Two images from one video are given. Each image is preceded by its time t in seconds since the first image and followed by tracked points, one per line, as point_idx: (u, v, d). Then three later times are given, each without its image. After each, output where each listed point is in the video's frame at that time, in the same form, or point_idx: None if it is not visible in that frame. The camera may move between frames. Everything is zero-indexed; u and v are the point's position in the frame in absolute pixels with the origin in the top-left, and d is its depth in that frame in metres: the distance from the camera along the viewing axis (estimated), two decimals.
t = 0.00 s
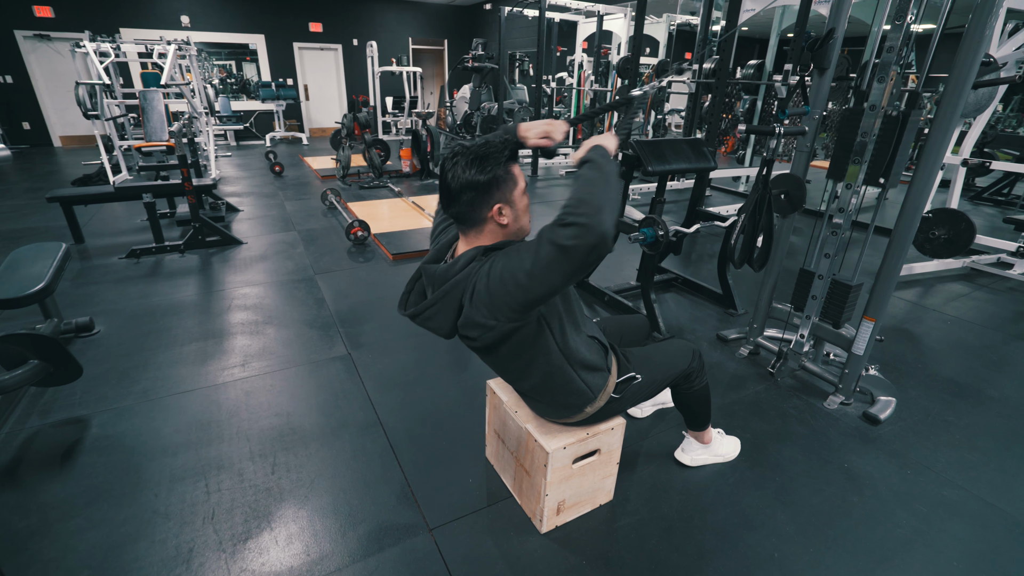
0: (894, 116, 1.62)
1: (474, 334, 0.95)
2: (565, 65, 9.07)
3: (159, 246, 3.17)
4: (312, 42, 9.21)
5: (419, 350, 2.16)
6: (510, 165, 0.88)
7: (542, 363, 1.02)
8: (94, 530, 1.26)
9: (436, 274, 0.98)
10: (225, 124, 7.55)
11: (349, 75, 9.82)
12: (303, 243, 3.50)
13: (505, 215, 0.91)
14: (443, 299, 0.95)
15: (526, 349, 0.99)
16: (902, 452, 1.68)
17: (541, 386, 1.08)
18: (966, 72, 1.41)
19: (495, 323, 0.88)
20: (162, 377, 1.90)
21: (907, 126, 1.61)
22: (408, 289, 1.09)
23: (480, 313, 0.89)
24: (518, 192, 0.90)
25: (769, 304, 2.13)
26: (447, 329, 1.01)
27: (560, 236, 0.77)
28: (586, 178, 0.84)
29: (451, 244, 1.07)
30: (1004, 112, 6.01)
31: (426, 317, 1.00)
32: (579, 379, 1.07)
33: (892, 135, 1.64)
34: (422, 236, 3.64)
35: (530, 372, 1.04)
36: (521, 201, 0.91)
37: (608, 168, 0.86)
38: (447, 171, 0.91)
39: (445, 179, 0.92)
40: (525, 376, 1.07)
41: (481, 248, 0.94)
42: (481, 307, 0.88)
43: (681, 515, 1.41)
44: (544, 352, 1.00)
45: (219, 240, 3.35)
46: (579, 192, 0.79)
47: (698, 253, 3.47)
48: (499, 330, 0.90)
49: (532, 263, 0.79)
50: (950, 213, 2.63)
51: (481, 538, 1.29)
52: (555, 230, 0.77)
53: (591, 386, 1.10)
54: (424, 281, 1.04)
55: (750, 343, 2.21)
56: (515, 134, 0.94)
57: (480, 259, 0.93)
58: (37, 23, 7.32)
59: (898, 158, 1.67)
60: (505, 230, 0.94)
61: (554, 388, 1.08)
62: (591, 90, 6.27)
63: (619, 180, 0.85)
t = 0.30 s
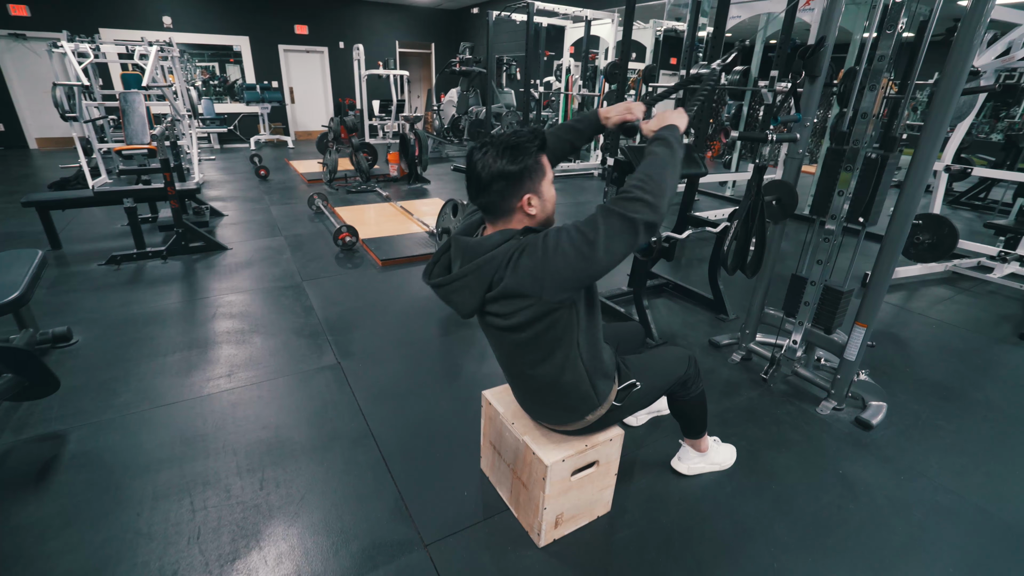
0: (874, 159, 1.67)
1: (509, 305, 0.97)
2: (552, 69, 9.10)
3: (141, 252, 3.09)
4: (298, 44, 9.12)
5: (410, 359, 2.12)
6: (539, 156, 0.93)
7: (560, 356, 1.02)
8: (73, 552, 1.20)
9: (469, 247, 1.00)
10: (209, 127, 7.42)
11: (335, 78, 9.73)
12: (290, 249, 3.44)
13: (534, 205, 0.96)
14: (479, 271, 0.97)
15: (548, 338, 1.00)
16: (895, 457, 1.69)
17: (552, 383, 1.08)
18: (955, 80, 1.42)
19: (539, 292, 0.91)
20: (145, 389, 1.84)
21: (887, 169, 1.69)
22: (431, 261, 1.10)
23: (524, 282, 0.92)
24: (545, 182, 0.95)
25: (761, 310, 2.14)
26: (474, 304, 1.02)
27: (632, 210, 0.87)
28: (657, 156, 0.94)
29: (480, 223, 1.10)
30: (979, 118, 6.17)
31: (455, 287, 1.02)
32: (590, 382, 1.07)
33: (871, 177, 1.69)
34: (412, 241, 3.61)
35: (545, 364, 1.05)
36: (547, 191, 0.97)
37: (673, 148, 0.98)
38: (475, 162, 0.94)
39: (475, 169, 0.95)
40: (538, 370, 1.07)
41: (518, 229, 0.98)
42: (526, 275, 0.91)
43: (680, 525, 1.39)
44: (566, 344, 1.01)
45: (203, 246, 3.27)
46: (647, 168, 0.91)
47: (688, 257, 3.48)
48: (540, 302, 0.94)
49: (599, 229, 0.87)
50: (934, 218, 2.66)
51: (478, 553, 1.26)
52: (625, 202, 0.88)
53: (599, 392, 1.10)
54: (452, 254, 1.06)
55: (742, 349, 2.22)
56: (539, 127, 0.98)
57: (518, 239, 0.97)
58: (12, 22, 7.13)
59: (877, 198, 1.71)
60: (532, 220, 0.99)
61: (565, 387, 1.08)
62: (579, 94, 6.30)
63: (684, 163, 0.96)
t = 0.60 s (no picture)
0: (866, 184, 1.70)
1: (547, 288, 0.95)
2: (543, 74, 9.13)
3: (129, 257, 3.03)
4: (288, 47, 9.06)
5: (407, 366, 2.09)
6: (574, 150, 0.94)
7: (583, 350, 1.01)
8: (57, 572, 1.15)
9: (506, 230, 0.98)
10: (197, 130, 7.33)
11: (326, 81, 9.68)
12: (282, 254, 3.39)
13: (567, 200, 0.97)
14: (517, 254, 0.95)
15: (576, 329, 0.99)
16: (895, 463, 1.70)
17: (569, 380, 1.06)
18: (954, 87, 1.43)
19: (583, 274, 0.90)
20: (134, 399, 1.79)
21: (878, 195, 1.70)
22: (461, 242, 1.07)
23: (569, 262, 0.90)
24: (577, 176, 0.95)
25: (759, 315, 2.15)
26: (510, 287, 1.00)
27: (668, 192, 0.93)
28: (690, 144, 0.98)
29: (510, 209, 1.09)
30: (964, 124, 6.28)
31: (491, 269, 0.99)
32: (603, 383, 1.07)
33: (864, 201, 1.72)
34: (406, 246, 3.58)
35: (567, 357, 1.03)
36: (580, 185, 0.97)
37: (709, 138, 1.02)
38: (509, 156, 0.94)
39: (508, 163, 0.95)
40: (556, 364, 1.05)
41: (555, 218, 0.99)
42: (570, 256, 0.90)
43: (684, 534, 1.38)
44: (591, 337, 1.00)
45: (193, 251, 3.21)
46: (681, 155, 0.96)
47: (682, 262, 3.49)
48: (581, 285, 0.93)
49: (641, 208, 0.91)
50: (926, 223, 2.69)
51: (480, 566, 1.24)
52: (660, 185, 0.92)
53: (610, 394, 1.09)
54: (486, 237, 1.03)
55: (740, 354, 2.22)
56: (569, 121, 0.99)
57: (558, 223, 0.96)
58: None
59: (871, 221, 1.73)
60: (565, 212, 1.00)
61: (580, 385, 1.06)
62: (571, 99, 6.31)
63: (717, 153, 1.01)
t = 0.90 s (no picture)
0: (874, 180, 1.67)
1: (548, 294, 0.93)
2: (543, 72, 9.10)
3: (128, 255, 3.00)
4: (286, 45, 9.01)
5: (409, 366, 2.08)
6: (575, 153, 0.92)
7: (588, 356, 1.00)
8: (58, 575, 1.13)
9: (506, 236, 0.97)
10: (195, 128, 7.29)
11: (324, 79, 9.63)
12: (281, 253, 3.37)
13: (568, 202, 0.95)
14: (516, 260, 0.93)
15: (580, 335, 0.97)
16: (901, 463, 1.69)
17: (575, 384, 1.04)
18: (965, 86, 1.43)
19: (584, 280, 0.88)
20: (134, 399, 1.77)
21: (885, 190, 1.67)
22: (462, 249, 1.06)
23: (570, 267, 0.88)
24: (579, 178, 0.94)
25: (763, 315, 2.14)
26: (510, 295, 0.98)
27: (669, 191, 0.90)
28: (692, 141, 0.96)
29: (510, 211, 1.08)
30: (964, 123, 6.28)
31: (490, 276, 0.98)
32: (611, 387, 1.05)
33: (872, 198, 1.70)
34: (406, 244, 3.56)
35: (572, 363, 1.02)
36: (582, 187, 0.96)
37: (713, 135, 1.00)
38: (510, 159, 0.92)
39: (508, 167, 0.93)
40: (560, 369, 1.04)
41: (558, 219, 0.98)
42: (571, 261, 0.88)
43: (691, 536, 1.37)
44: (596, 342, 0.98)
45: (192, 249, 3.19)
46: (683, 153, 0.94)
47: (684, 261, 3.48)
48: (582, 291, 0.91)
49: (642, 208, 0.88)
50: (929, 222, 2.68)
51: (487, 568, 1.22)
52: (660, 184, 0.90)
53: (616, 397, 1.08)
54: (486, 242, 1.02)
55: (744, 353, 2.21)
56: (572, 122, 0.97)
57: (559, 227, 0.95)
58: None
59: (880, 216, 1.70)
60: (566, 215, 0.98)
61: (586, 391, 1.04)
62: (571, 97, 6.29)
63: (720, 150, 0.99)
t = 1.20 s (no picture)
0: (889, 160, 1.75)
1: (521, 333, 0.90)
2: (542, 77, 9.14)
3: (127, 258, 2.98)
4: (286, 48, 9.01)
5: (412, 371, 2.06)
6: (564, 177, 0.87)
7: (584, 379, 0.98)
8: None
9: (480, 274, 0.94)
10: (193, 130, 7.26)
11: (323, 83, 9.64)
12: (282, 256, 3.35)
13: (555, 228, 0.89)
14: (489, 298, 0.90)
15: (571, 362, 0.95)
16: (907, 469, 1.69)
17: (577, 405, 1.03)
18: (970, 94, 1.44)
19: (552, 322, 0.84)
20: (134, 405, 1.74)
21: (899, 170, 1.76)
22: (440, 292, 1.02)
23: (537, 309, 0.85)
24: (567, 203, 0.89)
25: (768, 320, 2.14)
26: (482, 339, 0.93)
27: (646, 227, 0.79)
28: (669, 168, 0.84)
29: (491, 247, 1.01)
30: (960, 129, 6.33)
31: (464, 319, 0.93)
32: (615, 405, 1.04)
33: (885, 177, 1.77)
34: (407, 248, 3.55)
35: (568, 387, 1.00)
36: (569, 213, 0.90)
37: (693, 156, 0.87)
38: (495, 181, 0.87)
39: (492, 189, 0.88)
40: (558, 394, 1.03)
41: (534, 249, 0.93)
42: (537, 303, 0.85)
43: (700, 543, 1.36)
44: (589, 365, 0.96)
45: (192, 252, 3.17)
46: (661, 181, 0.83)
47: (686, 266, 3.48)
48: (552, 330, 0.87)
49: (609, 248, 0.80)
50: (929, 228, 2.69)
51: None
52: (637, 221, 0.80)
53: (623, 412, 1.07)
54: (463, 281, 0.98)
55: (748, 359, 2.21)
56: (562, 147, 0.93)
57: (532, 261, 0.91)
58: None
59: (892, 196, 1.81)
60: (551, 242, 0.92)
61: (588, 410, 1.04)
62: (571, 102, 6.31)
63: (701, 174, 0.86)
